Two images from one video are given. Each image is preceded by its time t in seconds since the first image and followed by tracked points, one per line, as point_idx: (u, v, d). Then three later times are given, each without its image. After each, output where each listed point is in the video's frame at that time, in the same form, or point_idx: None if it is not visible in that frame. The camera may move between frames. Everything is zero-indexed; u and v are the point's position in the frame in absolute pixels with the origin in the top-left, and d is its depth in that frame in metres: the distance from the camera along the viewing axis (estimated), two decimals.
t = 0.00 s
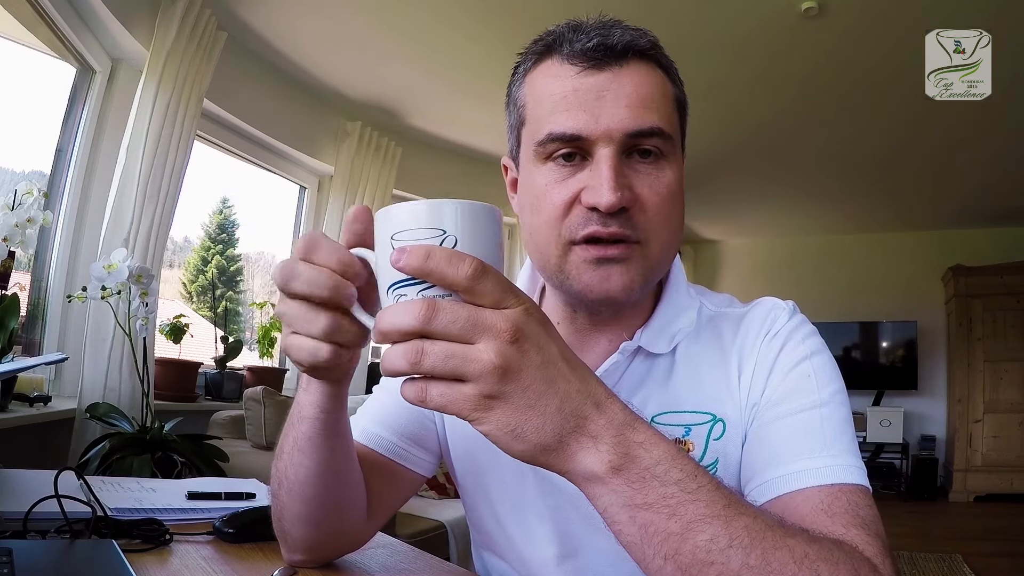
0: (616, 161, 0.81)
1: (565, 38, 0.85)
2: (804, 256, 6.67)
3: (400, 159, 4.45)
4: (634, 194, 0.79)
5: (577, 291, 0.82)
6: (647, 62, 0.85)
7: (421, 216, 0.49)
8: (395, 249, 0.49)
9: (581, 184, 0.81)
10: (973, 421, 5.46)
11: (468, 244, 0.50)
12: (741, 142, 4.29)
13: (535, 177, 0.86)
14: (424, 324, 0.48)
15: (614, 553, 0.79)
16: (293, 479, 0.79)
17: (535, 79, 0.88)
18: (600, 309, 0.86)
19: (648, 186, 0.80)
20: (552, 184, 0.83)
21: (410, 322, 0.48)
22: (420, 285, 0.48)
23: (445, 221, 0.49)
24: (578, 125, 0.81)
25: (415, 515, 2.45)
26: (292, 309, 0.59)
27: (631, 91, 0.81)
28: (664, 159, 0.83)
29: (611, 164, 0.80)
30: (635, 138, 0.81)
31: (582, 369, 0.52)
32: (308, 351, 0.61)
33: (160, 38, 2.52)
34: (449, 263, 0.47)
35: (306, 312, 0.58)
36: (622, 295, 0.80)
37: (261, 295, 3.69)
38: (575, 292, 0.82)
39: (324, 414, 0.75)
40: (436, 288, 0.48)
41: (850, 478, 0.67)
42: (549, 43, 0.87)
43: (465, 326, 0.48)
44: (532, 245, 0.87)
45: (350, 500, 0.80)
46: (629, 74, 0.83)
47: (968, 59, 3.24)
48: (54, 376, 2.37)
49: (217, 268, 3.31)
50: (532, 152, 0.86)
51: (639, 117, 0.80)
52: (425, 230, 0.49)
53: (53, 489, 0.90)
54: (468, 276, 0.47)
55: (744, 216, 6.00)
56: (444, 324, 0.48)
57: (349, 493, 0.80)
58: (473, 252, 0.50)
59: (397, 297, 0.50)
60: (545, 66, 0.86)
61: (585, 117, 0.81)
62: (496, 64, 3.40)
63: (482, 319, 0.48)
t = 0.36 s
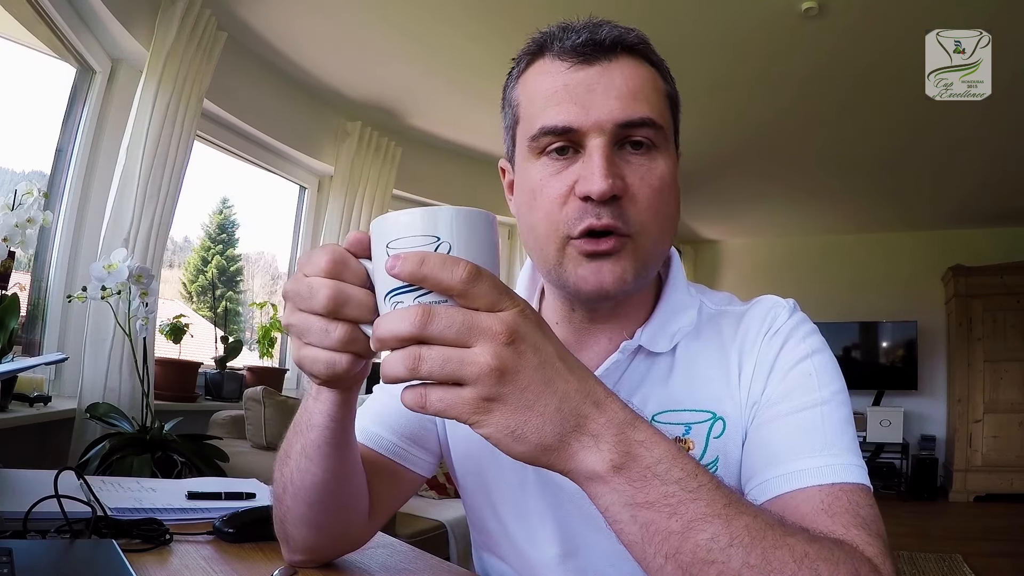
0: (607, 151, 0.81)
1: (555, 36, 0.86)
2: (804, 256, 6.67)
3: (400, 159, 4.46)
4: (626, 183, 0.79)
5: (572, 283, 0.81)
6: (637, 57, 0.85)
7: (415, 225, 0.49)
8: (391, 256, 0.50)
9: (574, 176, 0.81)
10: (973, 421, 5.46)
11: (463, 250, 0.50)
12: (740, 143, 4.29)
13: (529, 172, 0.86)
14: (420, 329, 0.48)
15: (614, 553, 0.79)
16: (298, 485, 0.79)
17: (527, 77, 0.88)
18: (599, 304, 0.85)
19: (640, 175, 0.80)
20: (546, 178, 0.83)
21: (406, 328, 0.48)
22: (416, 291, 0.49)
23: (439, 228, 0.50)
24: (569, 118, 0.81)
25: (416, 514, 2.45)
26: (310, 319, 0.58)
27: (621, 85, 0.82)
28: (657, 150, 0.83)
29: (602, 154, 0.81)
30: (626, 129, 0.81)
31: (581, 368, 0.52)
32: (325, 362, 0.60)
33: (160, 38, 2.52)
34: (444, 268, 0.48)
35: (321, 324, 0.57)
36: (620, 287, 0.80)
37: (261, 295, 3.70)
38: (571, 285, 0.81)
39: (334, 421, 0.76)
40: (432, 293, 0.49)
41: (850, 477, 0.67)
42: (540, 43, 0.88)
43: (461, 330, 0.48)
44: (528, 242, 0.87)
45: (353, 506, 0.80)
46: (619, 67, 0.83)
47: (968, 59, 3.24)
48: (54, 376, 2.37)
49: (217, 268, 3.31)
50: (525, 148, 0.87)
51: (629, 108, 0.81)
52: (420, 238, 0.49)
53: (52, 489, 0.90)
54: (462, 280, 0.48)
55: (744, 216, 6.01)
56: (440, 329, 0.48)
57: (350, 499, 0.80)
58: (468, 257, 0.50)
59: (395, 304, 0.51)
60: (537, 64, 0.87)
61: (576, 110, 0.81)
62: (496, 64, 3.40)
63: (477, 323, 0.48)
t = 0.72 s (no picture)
0: (599, 153, 0.81)
1: (549, 38, 0.86)
2: (804, 256, 6.67)
3: (400, 159, 4.46)
4: (618, 185, 0.79)
5: (565, 286, 0.81)
6: (630, 58, 0.85)
7: (410, 228, 0.49)
8: (388, 260, 0.50)
9: (566, 178, 0.81)
10: (973, 421, 5.46)
11: (459, 253, 0.50)
12: (741, 142, 4.29)
13: (523, 174, 0.86)
14: (418, 333, 0.48)
15: (614, 552, 0.79)
16: (300, 487, 0.79)
17: (521, 79, 0.88)
18: (595, 304, 0.85)
19: (633, 177, 0.80)
20: (539, 180, 0.83)
21: (404, 332, 0.49)
22: (413, 295, 0.49)
23: (435, 231, 0.50)
24: (561, 120, 0.81)
25: (415, 515, 2.45)
26: (310, 321, 0.58)
27: (613, 86, 0.82)
28: (650, 151, 0.83)
29: (594, 157, 0.81)
30: (619, 131, 0.81)
31: (582, 368, 0.52)
32: (325, 365, 0.59)
33: (160, 38, 2.52)
34: (439, 271, 0.47)
35: (321, 326, 0.57)
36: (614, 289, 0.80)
37: (261, 295, 3.70)
38: (565, 287, 0.81)
39: (336, 426, 0.76)
40: (428, 296, 0.49)
41: (850, 474, 0.67)
42: (534, 45, 0.88)
43: (458, 333, 0.49)
44: (523, 243, 0.87)
45: (354, 508, 0.80)
46: (612, 69, 0.83)
47: (968, 59, 3.24)
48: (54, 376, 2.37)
49: (217, 268, 3.31)
50: (520, 150, 0.87)
51: (621, 110, 0.81)
52: (416, 241, 0.49)
53: (52, 489, 0.90)
54: (459, 282, 0.48)
55: (744, 216, 6.01)
56: (437, 332, 0.48)
57: (352, 501, 0.80)
58: (464, 259, 0.50)
59: (392, 307, 0.51)
60: (531, 67, 0.87)
61: (568, 112, 0.81)
62: (496, 64, 3.40)
63: (474, 326, 0.49)
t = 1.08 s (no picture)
0: (598, 149, 0.81)
1: (546, 36, 0.86)
2: (803, 256, 6.67)
3: (400, 159, 4.45)
4: (617, 180, 0.79)
5: (565, 281, 0.81)
6: (628, 54, 0.85)
7: (418, 227, 0.49)
8: (396, 258, 0.50)
9: (565, 174, 0.81)
10: (973, 421, 5.46)
11: (466, 251, 0.50)
12: (741, 143, 4.29)
13: (522, 171, 0.86)
14: (426, 329, 0.48)
15: (615, 553, 0.79)
16: (302, 488, 0.79)
17: (519, 77, 0.88)
18: (595, 300, 0.85)
19: (631, 173, 0.80)
20: (538, 176, 0.83)
21: (412, 328, 0.48)
22: (422, 292, 0.49)
23: (443, 230, 0.50)
24: (559, 116, 0.81)
25: (415, 514, 2.45)
26: (314, 318, 0.58)
27: (611, 82, 0.82)
28: (648, 148, 0.83)
29: (593, 153, 0.81)
30: (617, 128, 0.81)
31: (586, 365, 0.52)
32: (328, 362, 0.59)
33: (160, 38, 2.52)
34: (449, 267, 0.48)
35: (324, 323, 0.57)
36: (613, 285, 0.80)
37: (261, 295, 3.70)
38: (564, 283, 0.81)
39: (341, 429, 0.76)
40: (437, 294, 0.49)
41: (851, 477, 0.67)
42: (532, 43, 0.88)
43: (466, 330, 0.49)
44: (522, 240, 0.87)
45: (355, 511, 0.80)
46: (609, 65, 0.83)
47: (968, 59, 3.24)
48: (54, 376, 2.37)
49: (217, 268, 3.31)
50: (519, 146, 0.87)
51: (618, 106, 0.81)
52: (424, 239, 0.49)
53: (52, 489, 0.90)
54: (468, 279, 0.48)
55: (744, 216, 6.00)
56: (446, 328, 0.48)
57: (354, 504, 0.80)
58: (472, 257, 0.50)
59: (399, 305, 0.51)
60: (528, 64, 0.87)
61: (566, 108, 0.81)
62: (496, 64, 3.40)
63: (482, 322, 0.49)
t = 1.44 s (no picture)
0: (604, 154, 0.81)
1: (553, 38, 0.86)
2: (803, 256, 6.67)
3: (400, 159, 4.45)
4: (622, 186, 0.79)
5: (570, 287, 0.81)
6: (634, 58, 0.85)
7: (424, 225, 0.49)
8: (402, 257, 0.49)
9: (571, 179, 0.81)
10: (973, 421, 5.46)
11: (472, 249, 0.50)
12: (741, 142, 4.28)
13: (527, 175, 0.86)
14: (433, 326, 0.48)
15: (615, 553, 0.79)
16: (304, 490, 0.79)
17: (526, 80, 0.88)
18: (598, 305, 0.85)
19: (636, 179, 0.80)
20: (544, 181, 0.83)
21: (419, 325, 0.48)
22: (427, 289, 0.49)
23: (448, 228, 0.50)
24: (566, 120, 0.81)
25: (415, 514, 2.45)
26: (318, 318, 0.57)
27: (618, 86, 0.81)
28: (654, 152, 0.83)
29: (599, 157, 0.80)
30: (623, 132, 0.81)
31: (590, 361, 0.52)
32: (331, 362, 0.59)
33: (160, 38, 2.52)
34: (456, 265, 0.48)
35: (328, 322, 0.57)
36: (618, 291, 0.80)
37: (261, 295, 3.70)
38: (568, 288, 0.81)
39: (343, 431, 0.76)
40: (443, 291, 0.49)
41: (853, 479, 0.67)
42: (538, 45, 0.87)
43: (473, 326, 0.48)
44: (527, 243, 0.87)
45: (357, 512, 0.80)
46: (617, 69, 0.83)
47: (968, 59, 3.25)
48: (54, 376, 2.37)
49: (217, 268, 3.31)
50: (524, 151, 0.87)
51: (625, 111, 0.81)
52: (429, 238, 0.49)
53: (52, 489, 0.90)
54: (475, 276, 0.48)
55: (744, 216, 6.00)
56: (453, 324, 0.48)
57: (356, 506, 0.80)
58: (477, 256, 0.50)
59: (405, 303, 0.50)
60: (535, 67, 0.87)
61: (573, 112, 0.81)
62: (496, 65, 3.40)
63: (489, 319, 0.49)
